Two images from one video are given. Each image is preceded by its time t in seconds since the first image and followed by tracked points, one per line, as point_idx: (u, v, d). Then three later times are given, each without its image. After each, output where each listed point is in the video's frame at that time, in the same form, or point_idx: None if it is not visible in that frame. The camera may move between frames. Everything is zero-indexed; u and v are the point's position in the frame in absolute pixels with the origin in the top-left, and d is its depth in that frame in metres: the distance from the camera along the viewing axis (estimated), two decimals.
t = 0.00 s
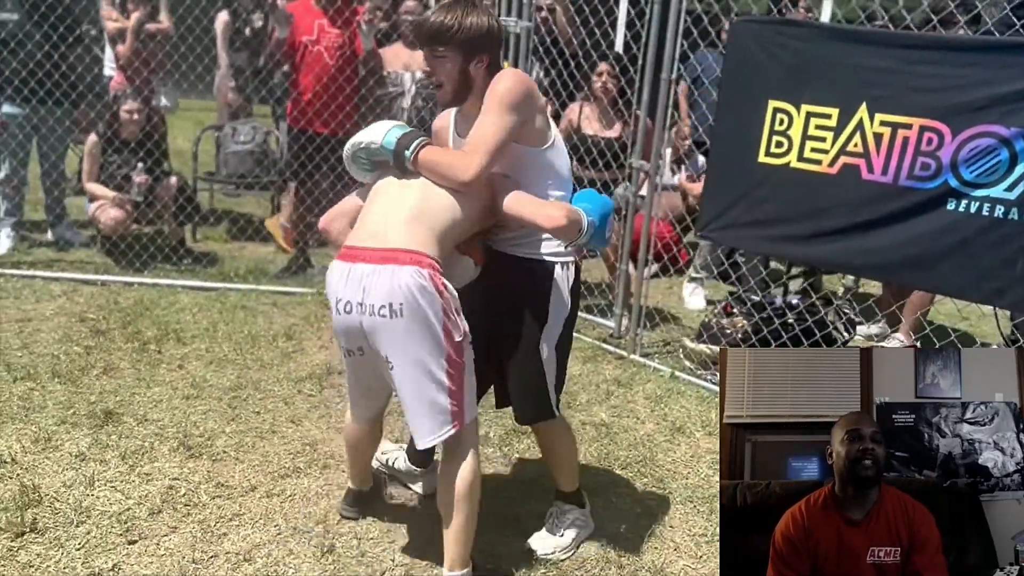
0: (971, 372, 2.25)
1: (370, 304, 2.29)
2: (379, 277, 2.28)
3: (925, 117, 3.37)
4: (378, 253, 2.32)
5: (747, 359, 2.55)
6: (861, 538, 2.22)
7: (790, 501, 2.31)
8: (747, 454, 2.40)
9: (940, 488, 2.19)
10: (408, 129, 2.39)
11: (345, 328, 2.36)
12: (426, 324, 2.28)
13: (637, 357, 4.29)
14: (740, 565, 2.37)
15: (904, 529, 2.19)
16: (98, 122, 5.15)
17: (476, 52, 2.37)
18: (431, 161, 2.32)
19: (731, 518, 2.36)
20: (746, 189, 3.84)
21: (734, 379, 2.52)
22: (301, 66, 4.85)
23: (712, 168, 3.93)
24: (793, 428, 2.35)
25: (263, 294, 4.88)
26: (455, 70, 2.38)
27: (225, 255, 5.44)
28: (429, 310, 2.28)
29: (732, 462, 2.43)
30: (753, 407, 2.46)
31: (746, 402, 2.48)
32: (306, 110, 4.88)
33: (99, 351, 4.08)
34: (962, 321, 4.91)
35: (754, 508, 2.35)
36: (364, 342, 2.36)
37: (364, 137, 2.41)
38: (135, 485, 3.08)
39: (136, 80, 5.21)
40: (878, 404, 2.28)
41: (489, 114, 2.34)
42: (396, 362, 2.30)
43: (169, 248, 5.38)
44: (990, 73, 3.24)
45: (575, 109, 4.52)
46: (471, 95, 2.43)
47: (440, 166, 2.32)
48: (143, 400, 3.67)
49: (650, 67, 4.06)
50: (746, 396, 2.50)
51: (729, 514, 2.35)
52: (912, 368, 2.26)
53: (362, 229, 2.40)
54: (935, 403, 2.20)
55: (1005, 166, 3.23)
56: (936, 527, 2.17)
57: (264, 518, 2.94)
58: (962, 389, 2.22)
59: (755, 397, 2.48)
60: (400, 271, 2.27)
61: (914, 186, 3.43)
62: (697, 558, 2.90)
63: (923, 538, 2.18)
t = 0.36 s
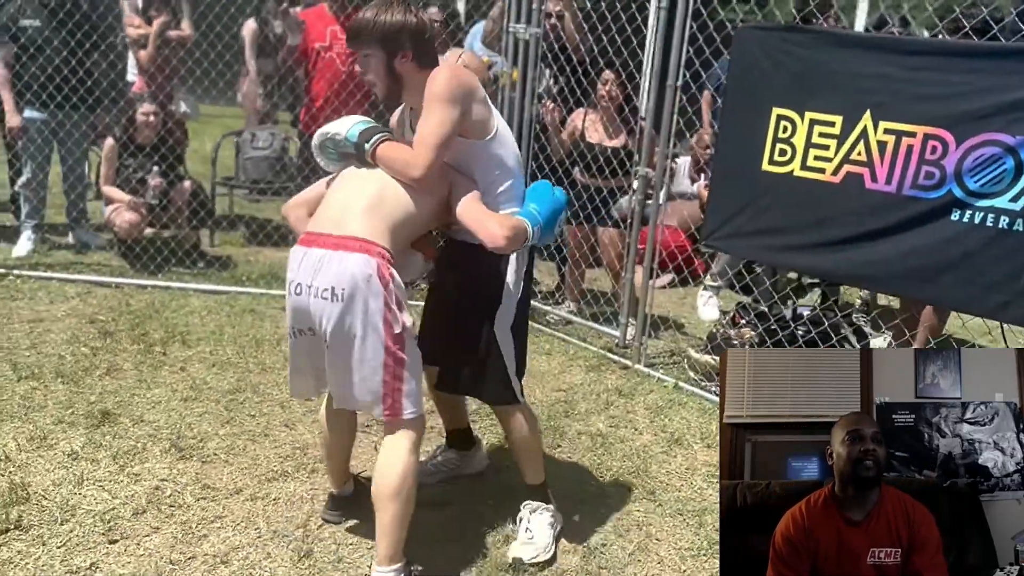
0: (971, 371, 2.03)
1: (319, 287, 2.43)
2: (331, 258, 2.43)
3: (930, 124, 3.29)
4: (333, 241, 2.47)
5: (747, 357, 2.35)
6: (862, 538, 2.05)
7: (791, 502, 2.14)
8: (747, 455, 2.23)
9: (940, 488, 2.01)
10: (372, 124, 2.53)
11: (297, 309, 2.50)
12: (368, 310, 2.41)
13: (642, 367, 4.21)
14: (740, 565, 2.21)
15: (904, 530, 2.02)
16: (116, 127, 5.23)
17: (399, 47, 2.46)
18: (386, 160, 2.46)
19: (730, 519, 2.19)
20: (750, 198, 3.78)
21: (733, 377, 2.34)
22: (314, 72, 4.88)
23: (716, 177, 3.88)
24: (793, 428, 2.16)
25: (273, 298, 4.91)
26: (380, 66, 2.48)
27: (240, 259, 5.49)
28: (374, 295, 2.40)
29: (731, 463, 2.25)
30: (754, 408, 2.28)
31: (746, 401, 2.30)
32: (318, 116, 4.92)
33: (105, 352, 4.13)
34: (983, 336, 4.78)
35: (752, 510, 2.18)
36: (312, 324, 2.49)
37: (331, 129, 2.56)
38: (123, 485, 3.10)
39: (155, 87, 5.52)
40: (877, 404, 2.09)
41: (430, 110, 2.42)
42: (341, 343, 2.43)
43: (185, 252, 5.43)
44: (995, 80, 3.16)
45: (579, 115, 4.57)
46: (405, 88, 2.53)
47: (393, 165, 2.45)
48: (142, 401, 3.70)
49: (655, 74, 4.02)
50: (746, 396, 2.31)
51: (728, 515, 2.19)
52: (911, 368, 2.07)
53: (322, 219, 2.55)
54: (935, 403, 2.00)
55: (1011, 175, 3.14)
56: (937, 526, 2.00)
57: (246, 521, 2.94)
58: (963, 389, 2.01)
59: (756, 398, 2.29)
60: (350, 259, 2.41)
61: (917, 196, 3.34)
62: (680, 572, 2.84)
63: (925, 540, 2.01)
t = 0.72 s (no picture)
0: (971, 371, 1.95)
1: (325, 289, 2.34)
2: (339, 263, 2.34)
3: (963, 133, 3.13)
4: (341, 242, 2.37)
5: (747, 357, 2.25)
6: (861, 539, 1.95)
7: (791, 502, 2.04)
8: (747, 455, 2.13)
9: (940, 488, 1.90)
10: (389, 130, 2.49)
11: (302, 311, 2.41)
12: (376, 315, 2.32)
13: (662, 381, 4.09)
14: (740, 566, 2.10)
15: (904, 530, 1.91)
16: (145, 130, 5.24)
17: (407, 52, 2.37)
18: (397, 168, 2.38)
19: (729, 519, 2.09)
20: (776, 208, 3.63)
21: (732, 376, 2.24)
22: (341, 77, 4.85)
23: (740, 185, 3.72)
24: (793, 428, 2.05)
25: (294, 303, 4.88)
26: (388, 73, 2.40)
27: (267, 263, 5.48)
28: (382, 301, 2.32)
29: (732, 463, 2.15)
30: (754, 408, 2.17)
31: (746, 401, 2.19)
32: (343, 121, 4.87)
33: (122, 354, 4.13)
34: None
35: (752, 511, 2.07)
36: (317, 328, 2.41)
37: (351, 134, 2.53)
38: (122, 489, 3.07)
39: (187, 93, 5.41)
40: (877, 404, 1.99)
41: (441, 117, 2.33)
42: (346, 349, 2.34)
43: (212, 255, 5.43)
44: None
45: (607, 121, 4.37)
46: (416, 95, 2.45)
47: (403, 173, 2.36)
48: (152, 404, 3.68)
49: (680, 81, 3.91)
50: (747, 396, 2.21)
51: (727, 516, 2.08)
52: (911, 367, 1.98)
53: (331, 219, 2.46)
54: (935, 403, 1.91)
55: None
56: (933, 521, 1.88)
57: (240, 530, 2.88)
58: (963, 389, 1.92)
59: (755, 397, 2.19)
60: (358, 262, 2.32)
61: (949, 208, 3.19)
62: None
63: (924, 540, 1.90)
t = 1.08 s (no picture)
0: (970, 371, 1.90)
1: (350, 337, 2.22)
2: (363, 309, 2.20)
3: (1007, 145, 2.93)
4: (365, 284, 2.23)
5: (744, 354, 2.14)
6: (861, 543, 1.95)
7: (791, 501, 2.00)
8: (746, 454, 2.05)
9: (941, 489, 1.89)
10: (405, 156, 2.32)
11: (328, 355, 2.29)
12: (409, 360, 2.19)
13: (686, 401, 3.92)
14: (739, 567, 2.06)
15: (906, 533, 1.90)
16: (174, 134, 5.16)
17: (449, 55, 2.27)
18: (420, 186, 2.23)
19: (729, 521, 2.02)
20: (807, 220, 3.43)
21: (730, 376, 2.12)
22: (367, 82, 4.75)
23: (769, 196, 3.54)
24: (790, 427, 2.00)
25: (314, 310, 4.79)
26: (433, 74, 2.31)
27: (292, 269, 5.41)
28: (412, 345, 2.18)
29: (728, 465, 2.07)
30: (755, 408, 2.08)
31: (746, 401, 2.10)
32: (368, 126, 4.78)
33: (135, 359, 4.08)
34: None
35: (754, 513, 2.01)
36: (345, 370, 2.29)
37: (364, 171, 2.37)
38: (117, 501, 2.99)
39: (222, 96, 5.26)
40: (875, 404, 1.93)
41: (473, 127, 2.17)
42: (379, 395, 2.23)
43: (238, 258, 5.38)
44: None
45: (640, 129, 4.20)
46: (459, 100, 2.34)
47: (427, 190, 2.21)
48: (159, 412, 3.61)
49: (709, 85, 3.74)
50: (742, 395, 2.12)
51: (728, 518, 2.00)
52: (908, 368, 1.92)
53: (355, 253, 2.31)
54: (934, 403, 1.86)
55: None
56: (936, 523, 1.87)
57: (232, 548, 2.78)
58: (964, 390, 1.87)
59: (756, 397, 2.10)
60: (383, 308, 2.19)
61: (992, 224, 2.99)
62: None
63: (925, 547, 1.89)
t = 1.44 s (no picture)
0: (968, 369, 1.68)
1: (439, 388, 1.93)
2: (455, 359, 1.92)
3: None
4: (457, 331, 1.94)
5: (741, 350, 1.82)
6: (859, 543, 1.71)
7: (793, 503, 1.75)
8: (746, 455, 1.77)
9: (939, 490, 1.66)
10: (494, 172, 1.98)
11: (400, 405, 1.98)
12: (503, 413, 1.97)
13: (706, 422, 3.78)
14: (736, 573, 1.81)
15: (904, 531, 1.66)
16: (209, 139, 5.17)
17: (499, 67, 2.09)
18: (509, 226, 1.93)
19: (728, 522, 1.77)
20: (834, 238, 3.26)
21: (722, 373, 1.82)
22: (394, 91, 4.74)
23: (795, 214, 3.38)
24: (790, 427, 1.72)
25: (338, 317, 4.77)
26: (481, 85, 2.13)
27: (321, 275, 5.40)
28: (509, 396, 1.96)
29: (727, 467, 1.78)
30: (755, 408, 1.77)
31: (744, 400, 1.78)
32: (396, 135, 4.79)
33: (154, 362, 4.09)
34: None
35: (753, 513, 1.77)
36: (419, 420, 2.01)
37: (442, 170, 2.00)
38: (112, 506, 2.97)
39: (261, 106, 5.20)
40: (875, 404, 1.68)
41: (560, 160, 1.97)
42: (465, 451, 1.98)
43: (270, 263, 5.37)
44: None
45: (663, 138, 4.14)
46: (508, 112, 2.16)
47: (527, 233, 1.92)
48: (169, 417, 3.60)
49: (735, 95, 3.60)
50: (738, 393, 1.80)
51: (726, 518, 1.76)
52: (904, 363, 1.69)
53: (430, 292, 1.99)
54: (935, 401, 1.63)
55: None
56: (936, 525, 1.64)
57: (218, 559, 2.74)
58: (964, 390, 1.65)
59: (755, 396, 1.78)
60: (478, 359, 1.93)
61: None
62: None
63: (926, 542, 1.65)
